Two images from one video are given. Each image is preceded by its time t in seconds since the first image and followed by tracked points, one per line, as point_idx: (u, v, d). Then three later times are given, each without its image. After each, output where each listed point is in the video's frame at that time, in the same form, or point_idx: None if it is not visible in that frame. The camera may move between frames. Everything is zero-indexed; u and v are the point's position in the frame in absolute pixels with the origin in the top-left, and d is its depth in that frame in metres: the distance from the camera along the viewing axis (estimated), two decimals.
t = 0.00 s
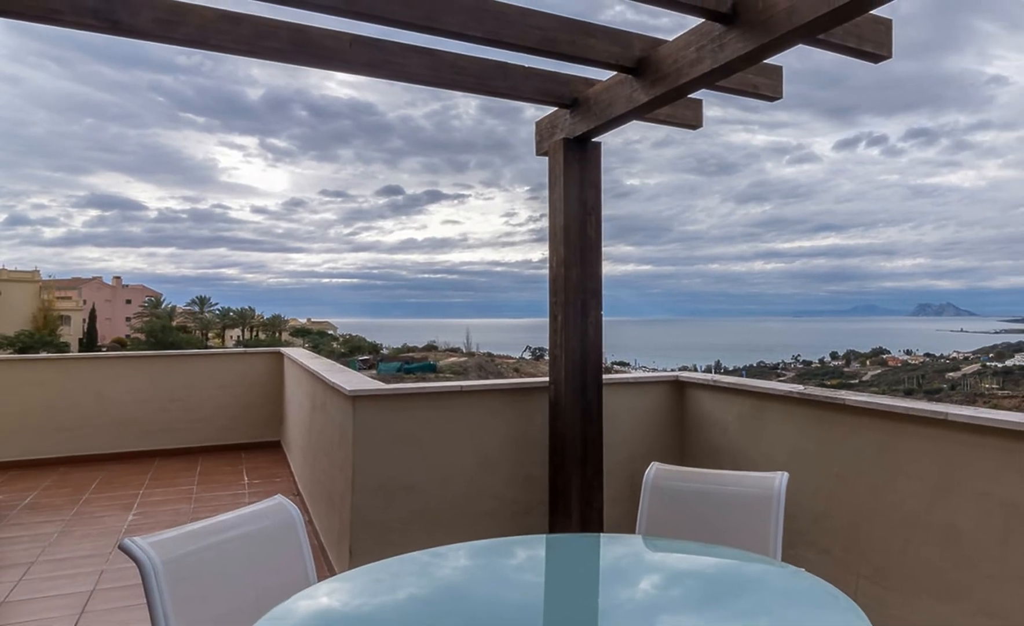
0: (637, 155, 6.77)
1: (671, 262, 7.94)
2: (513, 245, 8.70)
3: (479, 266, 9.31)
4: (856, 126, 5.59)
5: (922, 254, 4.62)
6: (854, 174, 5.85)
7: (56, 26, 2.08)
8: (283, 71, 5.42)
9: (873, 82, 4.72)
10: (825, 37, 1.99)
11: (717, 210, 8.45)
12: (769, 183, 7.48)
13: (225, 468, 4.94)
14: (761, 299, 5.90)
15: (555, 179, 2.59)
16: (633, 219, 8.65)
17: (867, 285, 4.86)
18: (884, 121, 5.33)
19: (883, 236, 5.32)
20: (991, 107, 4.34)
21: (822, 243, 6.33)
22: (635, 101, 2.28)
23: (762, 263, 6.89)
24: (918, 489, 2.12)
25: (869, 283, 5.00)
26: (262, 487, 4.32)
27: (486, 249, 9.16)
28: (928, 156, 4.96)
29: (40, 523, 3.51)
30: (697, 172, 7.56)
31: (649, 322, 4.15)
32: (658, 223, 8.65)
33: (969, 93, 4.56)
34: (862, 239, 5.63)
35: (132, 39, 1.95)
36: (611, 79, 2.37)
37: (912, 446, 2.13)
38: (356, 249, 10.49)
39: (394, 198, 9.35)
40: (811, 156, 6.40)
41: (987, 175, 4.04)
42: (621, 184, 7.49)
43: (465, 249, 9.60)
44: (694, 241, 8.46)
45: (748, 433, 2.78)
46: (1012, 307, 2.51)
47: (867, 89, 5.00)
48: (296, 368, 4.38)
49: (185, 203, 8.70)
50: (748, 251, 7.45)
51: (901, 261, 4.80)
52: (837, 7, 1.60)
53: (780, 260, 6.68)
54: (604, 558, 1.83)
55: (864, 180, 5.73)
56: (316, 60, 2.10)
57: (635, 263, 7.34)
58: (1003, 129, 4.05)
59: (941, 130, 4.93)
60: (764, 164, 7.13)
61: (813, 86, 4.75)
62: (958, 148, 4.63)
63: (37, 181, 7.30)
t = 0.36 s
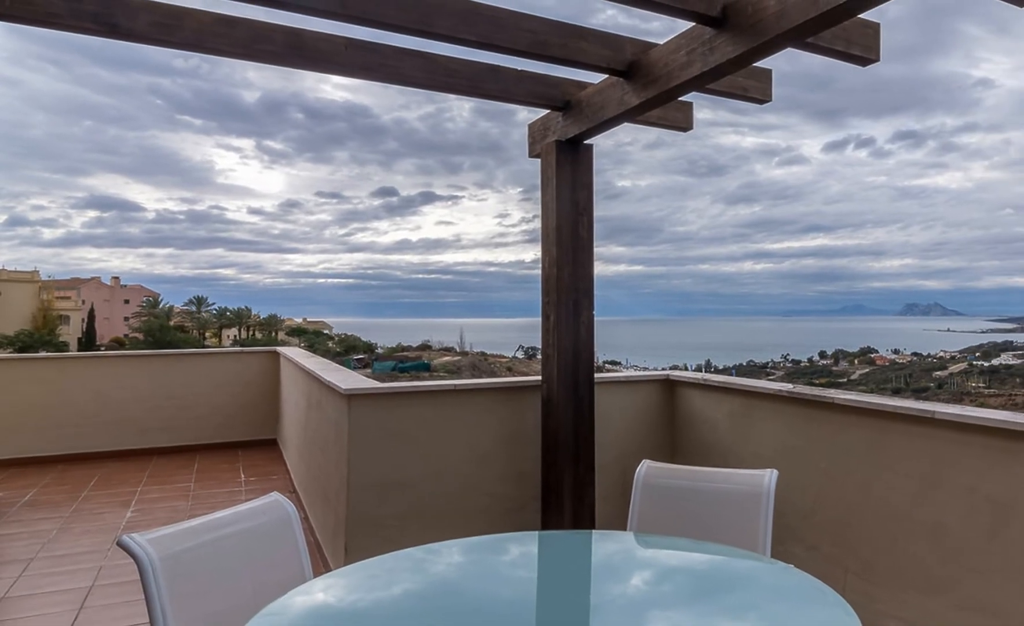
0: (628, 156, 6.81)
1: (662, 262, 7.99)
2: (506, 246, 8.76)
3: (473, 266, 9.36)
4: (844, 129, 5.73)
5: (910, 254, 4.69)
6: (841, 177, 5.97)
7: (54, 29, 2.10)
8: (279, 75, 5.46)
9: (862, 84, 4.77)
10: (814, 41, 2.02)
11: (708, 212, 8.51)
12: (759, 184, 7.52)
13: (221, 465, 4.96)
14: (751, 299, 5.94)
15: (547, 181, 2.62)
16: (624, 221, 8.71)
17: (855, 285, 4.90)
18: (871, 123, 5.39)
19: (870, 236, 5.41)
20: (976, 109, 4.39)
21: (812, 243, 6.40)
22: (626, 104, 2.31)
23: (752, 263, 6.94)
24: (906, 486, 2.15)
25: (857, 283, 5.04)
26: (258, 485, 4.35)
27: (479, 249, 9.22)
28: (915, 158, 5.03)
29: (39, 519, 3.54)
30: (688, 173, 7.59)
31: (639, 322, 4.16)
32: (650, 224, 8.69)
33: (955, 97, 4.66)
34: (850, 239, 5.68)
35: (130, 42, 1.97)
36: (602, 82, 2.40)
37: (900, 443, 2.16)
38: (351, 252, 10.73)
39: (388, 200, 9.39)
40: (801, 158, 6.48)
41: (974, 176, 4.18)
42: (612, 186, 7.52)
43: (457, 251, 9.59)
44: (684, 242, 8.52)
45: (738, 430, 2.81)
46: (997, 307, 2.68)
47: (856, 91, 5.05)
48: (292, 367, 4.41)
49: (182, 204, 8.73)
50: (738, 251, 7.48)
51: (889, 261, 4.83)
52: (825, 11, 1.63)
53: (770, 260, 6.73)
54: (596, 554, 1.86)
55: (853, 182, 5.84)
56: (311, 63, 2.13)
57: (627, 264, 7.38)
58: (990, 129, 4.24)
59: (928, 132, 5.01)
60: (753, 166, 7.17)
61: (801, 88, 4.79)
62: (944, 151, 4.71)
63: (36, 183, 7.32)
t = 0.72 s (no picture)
0: (619, 159, 6.85)
1: (653, 263, 8.05)
2: (499, 247, 8.80)
3: (466, 267, 9.42)
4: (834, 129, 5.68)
5: (898, 255, 4.74)
6: (830, 179, 6.06)
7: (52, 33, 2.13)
8: (276, 78, 5.48)
9: (850, 88, 4.83)
10: (803, 45, 2.05)
11: (698, 213, 8.46)
12: (748, 186, 7.57)
13: (218, 464, 4.99)
14: (740, 300, 6.00)
15: (539, 183, 2.65)
16: (616, 222, 8.76)
17: (843, 285, 4.95)
18: (859, 126, 5.48)
19: (859, 237, 5.46)
20: (963, 113, 4.47)
21: (801, 245, 6.53)
22: (618, 107, 2.34)
23: (741, 264, 6.96)
24: (894, 484, 2.18)
25: (845, 284, 5.09)
26: (255, 482, 4.40)
27: (473, 251, 9.29)
28: (903, 161, 5.08)
29: (39, 517, 3.57)
30: (678, 176, 7.64)
31: (628, 322, 4.17)
32: (641, 224, 8.72)
33: (943, 100, 4.69)
34: (839, 240, 5.73)
35: (128, 47, 2.00)
36: (594, 86, 2.43)
37: (888, 441, 2.19)
38: (347, 253, 10.61)
39: (383, 201, 9.46)
40: (789, 160, 6.56)
41: (960, 177, 4.26)
42: (603, 188, 7.58)
43: (450, 253, 9.67)
44: (673, 244, 8.49)
45: (729, 429, 2.84)
46: (982, 307, 2.79)
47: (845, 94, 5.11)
48: (288, 367, 4.45)
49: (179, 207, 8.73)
50: (728, 251, 7.52)
51: (877, 262, 4.89)
52: (814, 16, 1.66)
53: (760, 261, 6.79)
54: (587, 550, 1.89)
55: (841, 184, 5.90)
56: (307, 67, 2.16)
57: (618, 266, 7.43)
58: (976, 131, 4.32)
59: (915, 135, 5.03)
60: (743, 168, 7.21)
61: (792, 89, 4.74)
62: (931, 153, 4.79)
63: (36, 185, 7.30)
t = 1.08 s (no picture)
0: (610, 161, 6.90)
1: (644, 263, 8.10)
2: (491, 248, 8.80)
3: (460, 267, 9.47)
4: (822, 134, 5.90)
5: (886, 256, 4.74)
6: (818, 181, 5.98)
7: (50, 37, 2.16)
8: (271, 81, 5.52)
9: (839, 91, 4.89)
10: (792, 49, 2.08)
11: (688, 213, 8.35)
12: (738, 188, 7.62)
13: (215, 461, 5.03)
14: (730, 300, 6.05)
15: (532, 185, 2.68)
16: (607, 223, 8.80)
17: (829, 286, 4.98)
18: (847, 129, 5.55)
19: (846, 238, 5.35)
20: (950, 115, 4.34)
21: (789, 245, 6.35)
22: (609, 110, 2.37)
23: (731, 264, 6.99)
24: (882, 482, 2.21)
25: (831, 285, 5.11)
26: (252, 480, 4.44)
27: (467, 252, 9.32)
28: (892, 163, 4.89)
29: (38, 514, 3.60)
30: (670, 177, 7.68)
31: (619, 321, 4.19)
32: (631, 225, 8.77)
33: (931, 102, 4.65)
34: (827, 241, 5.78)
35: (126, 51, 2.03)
36: (586, 89, 2.47)
37: (875, 440, 2.22)
38: (342, 253, 10.56)
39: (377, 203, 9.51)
40: (779, 162, 6.64)
41: (946, 180, 4.16)
42: (594, 189, 7.63)
43: (444, 253, 9.62)
44: (664, 245, 8.48)
45: (719, 428, 2.87)
46: (969, 307, 2.84)
47: (833, 97, 5.17)
48: (284, 365, 4.48)
49: (177, 208, 8.76)
50: (718, 251, 7.55)
51: (864, 262, 4.93)
52: (802, 19, 1.68)
53: (750, 261, 6.85)
54: (579, 547, 1.92)
55: (829, 187, 5.83)
56: (303, 71, 2.19)
57: (610, 266, 7.48)
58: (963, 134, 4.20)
59: (902, 138, 4.95)
60: (732, 170, 7.26)
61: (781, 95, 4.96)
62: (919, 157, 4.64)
63: (36, 187, 7.33)
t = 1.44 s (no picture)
0: (602, 164, 6.93)
1: (635, 265, 8.16)
2: (484, 249, 8.77)
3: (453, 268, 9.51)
4: (811, 136, 5.93)
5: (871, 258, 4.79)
6: (806, 182, 6.18)
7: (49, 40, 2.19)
8: (267, 85, 5.56)
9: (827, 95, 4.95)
10: (781, 52, 2.11)
11: (678, 216, 8.39)
12: (727, 190, 7.65)
13: (212, 459, 5.07)
14: (719, 300, 6.12)
15: (525, 187, 2.72)
16: (599, 224, 8.83)
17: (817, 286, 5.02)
18: (836, 131, 5.60)
19: (834, 239, 5.56)
20: (936, 118, 4.40)
21: (777, 247, 6.57)
22: (601, 113, 2.40)
23: (721, 264, 7.05)
24: (870, 479, 2.24)
25: (820, 286, 5.13)
26: (249, 477, 4.48)
27: (460, 253, 9.27)
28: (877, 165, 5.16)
29: (38, 512, 3.63)
30: (660, 180, 7.70)
31: (610, 322, 4.21)
32: (623, 226, 8.74)
33: (916, 104, 4.63)
34: (815, 242, 5.84)
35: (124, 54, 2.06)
36: (579, 92, 2.50)
37: (862, 437, 2.26)
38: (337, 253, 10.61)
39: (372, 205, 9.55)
40: (767, 164, 6.72)
41: (933, 182, 4.26)
42: (586, 191, 7.67)
43: (437, 254, 9.54)
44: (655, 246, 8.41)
45: (710, 426, 2.91)
46: (956, 307, 2.93)
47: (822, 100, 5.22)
48: (279, 365, 4.52)
49: (174, 209, 8.79)
50: (707, 252, 7.59)
51: (851, 263, 4.98)
52: (791, 24, 1.72)
53: (739, 262, 6.90)
54: (571, 544, 1.95)
55: (817, 188, 6.04)
56: (299, 74, 2.22)
57: (601, 266, 7.53)
58: (949, 137, 4.22)
59: (889, 140, 5.02)
60: (721, 172, 7.31)
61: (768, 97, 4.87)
62: (906, 158, 4.76)
63: (36, 189, 7.36)
